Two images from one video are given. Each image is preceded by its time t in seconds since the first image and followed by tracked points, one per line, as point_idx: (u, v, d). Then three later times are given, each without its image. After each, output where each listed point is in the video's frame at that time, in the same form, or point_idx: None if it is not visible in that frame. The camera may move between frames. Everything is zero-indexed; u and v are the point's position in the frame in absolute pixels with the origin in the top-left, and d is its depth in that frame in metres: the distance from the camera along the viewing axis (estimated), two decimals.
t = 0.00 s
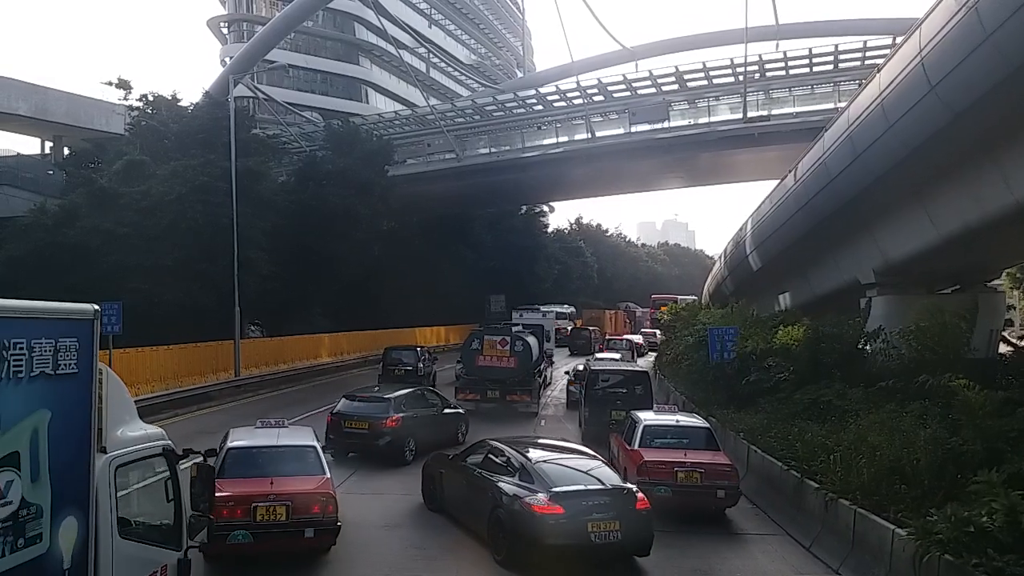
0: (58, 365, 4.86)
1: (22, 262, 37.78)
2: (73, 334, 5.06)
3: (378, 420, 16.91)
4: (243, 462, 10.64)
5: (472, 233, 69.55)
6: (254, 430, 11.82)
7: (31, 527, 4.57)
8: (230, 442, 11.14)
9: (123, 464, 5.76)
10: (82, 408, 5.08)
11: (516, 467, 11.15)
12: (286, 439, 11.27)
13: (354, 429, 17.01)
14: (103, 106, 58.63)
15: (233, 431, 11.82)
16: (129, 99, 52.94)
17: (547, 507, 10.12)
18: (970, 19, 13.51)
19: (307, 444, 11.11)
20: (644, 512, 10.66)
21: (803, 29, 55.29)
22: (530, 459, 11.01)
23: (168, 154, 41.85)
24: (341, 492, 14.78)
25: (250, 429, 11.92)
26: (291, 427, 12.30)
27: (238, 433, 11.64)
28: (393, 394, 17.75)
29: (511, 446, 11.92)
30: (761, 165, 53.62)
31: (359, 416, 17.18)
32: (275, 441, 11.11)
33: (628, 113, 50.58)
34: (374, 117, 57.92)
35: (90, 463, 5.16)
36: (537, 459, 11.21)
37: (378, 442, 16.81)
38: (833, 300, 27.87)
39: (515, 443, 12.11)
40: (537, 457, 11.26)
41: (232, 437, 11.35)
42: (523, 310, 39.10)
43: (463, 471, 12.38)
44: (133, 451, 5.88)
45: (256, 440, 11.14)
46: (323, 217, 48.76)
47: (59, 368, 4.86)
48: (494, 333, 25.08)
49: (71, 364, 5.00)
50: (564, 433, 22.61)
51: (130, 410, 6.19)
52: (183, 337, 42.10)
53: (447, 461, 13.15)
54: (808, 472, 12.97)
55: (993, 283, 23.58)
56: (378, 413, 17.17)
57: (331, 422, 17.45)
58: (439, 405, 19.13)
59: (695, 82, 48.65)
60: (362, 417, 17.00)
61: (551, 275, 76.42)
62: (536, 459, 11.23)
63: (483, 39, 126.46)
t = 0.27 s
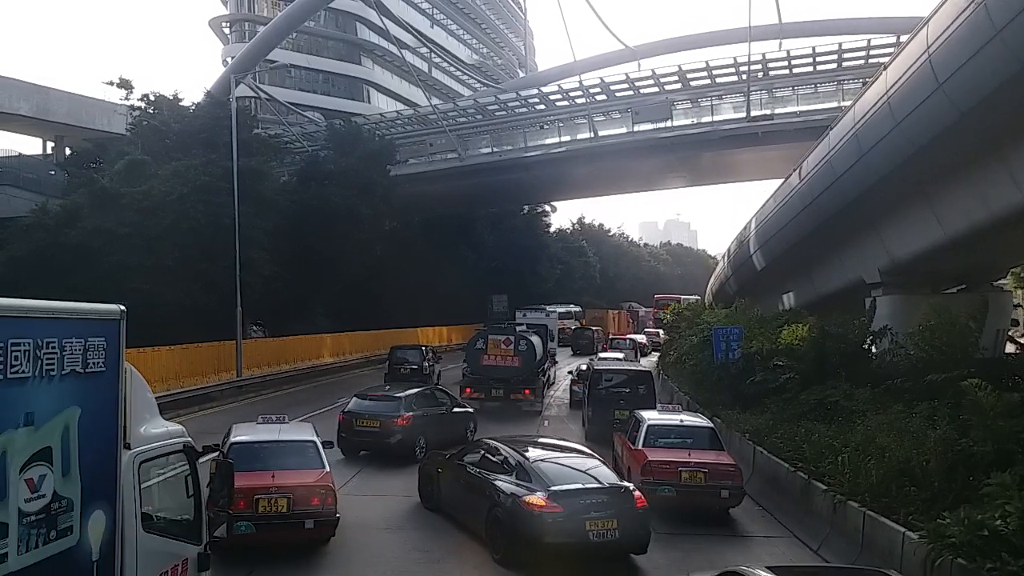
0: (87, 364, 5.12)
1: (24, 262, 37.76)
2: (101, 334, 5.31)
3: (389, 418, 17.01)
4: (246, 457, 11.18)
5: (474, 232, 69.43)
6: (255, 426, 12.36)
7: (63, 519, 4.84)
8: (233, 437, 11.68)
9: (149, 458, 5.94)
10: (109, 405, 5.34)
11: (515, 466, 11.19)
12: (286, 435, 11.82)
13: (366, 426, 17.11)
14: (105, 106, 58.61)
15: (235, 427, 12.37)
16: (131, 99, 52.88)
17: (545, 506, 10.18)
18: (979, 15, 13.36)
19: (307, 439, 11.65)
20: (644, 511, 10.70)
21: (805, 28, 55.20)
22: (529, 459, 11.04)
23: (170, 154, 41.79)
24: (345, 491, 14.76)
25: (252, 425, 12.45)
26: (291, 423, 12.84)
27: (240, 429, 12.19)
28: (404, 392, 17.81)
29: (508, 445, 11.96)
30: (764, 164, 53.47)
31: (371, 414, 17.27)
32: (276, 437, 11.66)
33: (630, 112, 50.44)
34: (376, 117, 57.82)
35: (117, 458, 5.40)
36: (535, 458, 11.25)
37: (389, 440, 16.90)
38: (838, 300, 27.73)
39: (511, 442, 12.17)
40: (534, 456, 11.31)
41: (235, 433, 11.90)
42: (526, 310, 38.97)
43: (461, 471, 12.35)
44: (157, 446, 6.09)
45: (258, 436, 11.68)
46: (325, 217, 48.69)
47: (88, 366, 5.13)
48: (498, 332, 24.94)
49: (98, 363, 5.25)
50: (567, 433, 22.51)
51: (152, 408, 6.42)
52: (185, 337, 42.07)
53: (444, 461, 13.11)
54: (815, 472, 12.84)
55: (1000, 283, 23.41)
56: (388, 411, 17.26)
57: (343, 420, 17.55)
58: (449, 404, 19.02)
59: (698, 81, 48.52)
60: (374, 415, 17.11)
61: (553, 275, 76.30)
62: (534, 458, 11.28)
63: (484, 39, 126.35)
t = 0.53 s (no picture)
0: (116, 362, 5.39)
1: (26, 261, 37.74)
2: (130, 334, 5.57)
3: (401, 417, 17.05)
4: (250, 450, 11.53)
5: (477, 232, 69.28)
6: (259, 421, 12.71)
7: (93, 512, 5.13)
8: (238, 431, 12.04)
9: (172, 454, 6.21)
10: (136, 403, 5.61)
11: (516, 466, 11.07)
12: (289, 430, 12.15)
13: (377, 425, 17.12)
14: (109, 106, 58.62)
15: (241, 421, 12.73)
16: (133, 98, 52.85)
17: (546, 506, 10.07)
18: (990, 11, 13.17)
19: (309, 434, 11.98)
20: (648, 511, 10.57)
21: (810, 27, 54.96)
22: (530, 459, 10.92)
23: (172, 153, 41.74)
24: (348, 491, 14.66)
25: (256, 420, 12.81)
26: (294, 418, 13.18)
27: (245, 424, 12.54)
28: (413, 391, 17.75)
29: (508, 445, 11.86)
30: (769, 164, 53.25)
31: (381, 413, 17.27)
32: (279, 431, 11.99)
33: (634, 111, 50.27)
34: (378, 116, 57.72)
35: (143, 455, 5.68)
36: (536, 458, 11.14)
37: (401, 439, 16.92)
38: (845, 300, 27.56)
39: (511, 442, 12.07)
40: (535, 456, 11.18)
41: (240, 428, 12.26)
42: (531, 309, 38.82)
43: (461, 472, 12.22)
44: (180, 442, 6.37)
45: (261, 430, 12.03)
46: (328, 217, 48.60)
47: (116, 364, 5.40)
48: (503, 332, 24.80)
49: (127, 361, 5.52)
50: (572, 433, 22.35)
51: (175, 406, 6.68)
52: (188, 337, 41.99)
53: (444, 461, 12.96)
54: (824, 474, 12.70)
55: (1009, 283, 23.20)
56: (399, 410, 17.25)
57: (353, 419, 17.53)
58: (458, 403, 18.90)
59: (702, 80, 48.36)
60: (386, 414, 17.14)
61: (557, 275, 76.12)
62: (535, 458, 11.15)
63: (487, 39, 126.29)
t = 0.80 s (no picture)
0: (146, 361, 5.59)
1: (30, 261, 37.70)
2: (159, 333, 5.75)
3: (414, 416, 16.89)
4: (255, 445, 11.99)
5: (481, 232, 69.09)
6: (267, 416, 13.15)
7: (125, 506, 5.33)
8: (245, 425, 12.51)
9: (198, 450, 6.38)
10: (166, 401, 5.80)
11: (518, 466, 10.92)
12: (293, 425, 12.56)
13: (388, 425, 16.98)
14: (112, 106, 58.58)
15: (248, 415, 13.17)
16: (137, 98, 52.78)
17: (549, 506, 9.91)
18: (1004, 6, 12.96)
19: (312, 429, 12.40)
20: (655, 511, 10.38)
21: (816, 25, 54.63)
22: (532, 459, 10.75)
23: (176, 153, 41.67)
24: (352, 490, 14.54)
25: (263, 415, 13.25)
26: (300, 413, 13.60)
27: (252, 418, 13.00)
28: (423, 391, 17.58)
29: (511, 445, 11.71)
30: (775, 163, 52.93)
31: (393, 412, 17.14)
32: (283, 426, 12.41)
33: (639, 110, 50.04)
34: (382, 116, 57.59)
35: (172, 451, 5.87)
36: (539, 458, 10.98)
37: (413, 439, 16.78)
38: (853, 300, 27.32)
39: (514, 442, 11.92)
40: (537, 456, 11.01)
41: (247, 422, 12.70)
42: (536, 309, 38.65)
43: (462, 472, 12.07)
44: (205, 439, 6.51)
45: (266, 425, 12.48)
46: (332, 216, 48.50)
47: (147, 363, 5.60)
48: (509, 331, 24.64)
49: (156, 360, 5.72)
50: (578, 433, 22.18)
51: (200, 404, 6.83)
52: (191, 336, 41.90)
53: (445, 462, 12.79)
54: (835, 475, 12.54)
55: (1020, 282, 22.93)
56: (411, 410, 17.08)
57: (365, 418, 17.39)
58: (468, 402, 18.75)
59: (708, 78, 48.13)
60: (398, 413, 16.99)
61: (561, 274, 75.88)
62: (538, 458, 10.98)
63: (491, 38, 126.14)
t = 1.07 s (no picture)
0: (175, 360, 5.74)
1: (33, 261, 37.64)
2: (186, 333, 5.89)
3: (425, 416, 16.77)
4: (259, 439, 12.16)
5: (485, 232, 68.89)
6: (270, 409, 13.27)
7: (156, 500, 5.48)
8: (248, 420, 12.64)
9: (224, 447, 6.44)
10: (193, 398, 5.93)
11: (520, 466, 10.74)
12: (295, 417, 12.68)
13: (400, 424, 16.84)
14: (116, 105, 58.51)
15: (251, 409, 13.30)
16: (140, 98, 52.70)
17: (552, 507, 9.75)
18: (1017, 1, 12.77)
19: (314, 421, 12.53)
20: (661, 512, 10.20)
21: (822, 23, 54.34)
22: (535, 459, 10.57)
23: (179, 152, 41.58)
24: (356, 491, 14.40)
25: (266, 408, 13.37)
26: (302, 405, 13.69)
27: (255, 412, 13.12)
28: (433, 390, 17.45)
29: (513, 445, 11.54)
30: (780, 162, 52.63)
31: (405, 412, 17.00)
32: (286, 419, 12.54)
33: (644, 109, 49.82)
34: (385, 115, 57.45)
35: (199, 446, 5.99)
36: (542, 458, 10.79)
37: (424, 438, 16.63)
38: (861, 301, 27.11)
39: (517, 442, 11.74)
40: (540, 456, 10.84)
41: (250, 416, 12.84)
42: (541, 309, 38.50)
43: (464, 472, 11.91)
44: (230, 436, 6.53)
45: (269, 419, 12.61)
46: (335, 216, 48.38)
47: (176, 361, 5.75)
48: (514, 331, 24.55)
49: (184, 359, 5.86)
50: (583, 433, 22.01)
51: (223, 401, 6.83)
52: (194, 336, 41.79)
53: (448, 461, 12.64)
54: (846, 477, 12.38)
55: None
56: (423, 409, 16.95)
57: (377, 418, 17.26)
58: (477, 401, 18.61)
59: (713, 77, 47.88)
60: (410, 413, 16.85)
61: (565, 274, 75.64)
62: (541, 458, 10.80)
63: (495, 38, 125.94)
